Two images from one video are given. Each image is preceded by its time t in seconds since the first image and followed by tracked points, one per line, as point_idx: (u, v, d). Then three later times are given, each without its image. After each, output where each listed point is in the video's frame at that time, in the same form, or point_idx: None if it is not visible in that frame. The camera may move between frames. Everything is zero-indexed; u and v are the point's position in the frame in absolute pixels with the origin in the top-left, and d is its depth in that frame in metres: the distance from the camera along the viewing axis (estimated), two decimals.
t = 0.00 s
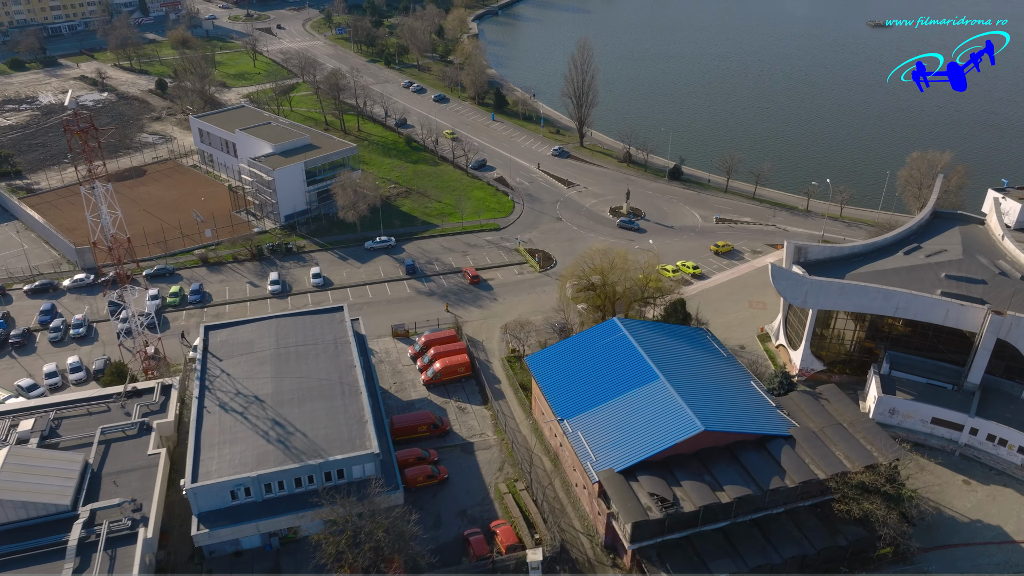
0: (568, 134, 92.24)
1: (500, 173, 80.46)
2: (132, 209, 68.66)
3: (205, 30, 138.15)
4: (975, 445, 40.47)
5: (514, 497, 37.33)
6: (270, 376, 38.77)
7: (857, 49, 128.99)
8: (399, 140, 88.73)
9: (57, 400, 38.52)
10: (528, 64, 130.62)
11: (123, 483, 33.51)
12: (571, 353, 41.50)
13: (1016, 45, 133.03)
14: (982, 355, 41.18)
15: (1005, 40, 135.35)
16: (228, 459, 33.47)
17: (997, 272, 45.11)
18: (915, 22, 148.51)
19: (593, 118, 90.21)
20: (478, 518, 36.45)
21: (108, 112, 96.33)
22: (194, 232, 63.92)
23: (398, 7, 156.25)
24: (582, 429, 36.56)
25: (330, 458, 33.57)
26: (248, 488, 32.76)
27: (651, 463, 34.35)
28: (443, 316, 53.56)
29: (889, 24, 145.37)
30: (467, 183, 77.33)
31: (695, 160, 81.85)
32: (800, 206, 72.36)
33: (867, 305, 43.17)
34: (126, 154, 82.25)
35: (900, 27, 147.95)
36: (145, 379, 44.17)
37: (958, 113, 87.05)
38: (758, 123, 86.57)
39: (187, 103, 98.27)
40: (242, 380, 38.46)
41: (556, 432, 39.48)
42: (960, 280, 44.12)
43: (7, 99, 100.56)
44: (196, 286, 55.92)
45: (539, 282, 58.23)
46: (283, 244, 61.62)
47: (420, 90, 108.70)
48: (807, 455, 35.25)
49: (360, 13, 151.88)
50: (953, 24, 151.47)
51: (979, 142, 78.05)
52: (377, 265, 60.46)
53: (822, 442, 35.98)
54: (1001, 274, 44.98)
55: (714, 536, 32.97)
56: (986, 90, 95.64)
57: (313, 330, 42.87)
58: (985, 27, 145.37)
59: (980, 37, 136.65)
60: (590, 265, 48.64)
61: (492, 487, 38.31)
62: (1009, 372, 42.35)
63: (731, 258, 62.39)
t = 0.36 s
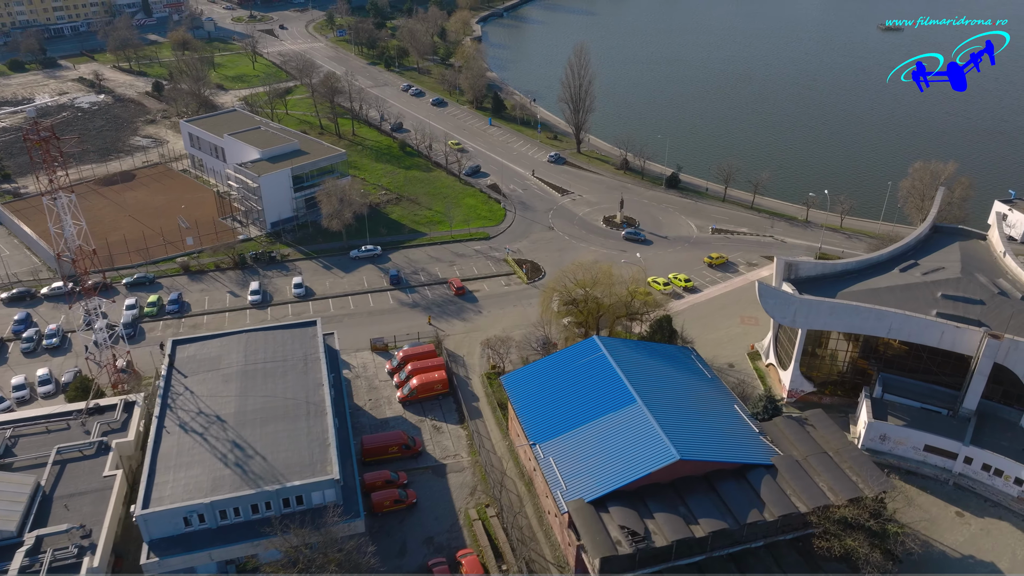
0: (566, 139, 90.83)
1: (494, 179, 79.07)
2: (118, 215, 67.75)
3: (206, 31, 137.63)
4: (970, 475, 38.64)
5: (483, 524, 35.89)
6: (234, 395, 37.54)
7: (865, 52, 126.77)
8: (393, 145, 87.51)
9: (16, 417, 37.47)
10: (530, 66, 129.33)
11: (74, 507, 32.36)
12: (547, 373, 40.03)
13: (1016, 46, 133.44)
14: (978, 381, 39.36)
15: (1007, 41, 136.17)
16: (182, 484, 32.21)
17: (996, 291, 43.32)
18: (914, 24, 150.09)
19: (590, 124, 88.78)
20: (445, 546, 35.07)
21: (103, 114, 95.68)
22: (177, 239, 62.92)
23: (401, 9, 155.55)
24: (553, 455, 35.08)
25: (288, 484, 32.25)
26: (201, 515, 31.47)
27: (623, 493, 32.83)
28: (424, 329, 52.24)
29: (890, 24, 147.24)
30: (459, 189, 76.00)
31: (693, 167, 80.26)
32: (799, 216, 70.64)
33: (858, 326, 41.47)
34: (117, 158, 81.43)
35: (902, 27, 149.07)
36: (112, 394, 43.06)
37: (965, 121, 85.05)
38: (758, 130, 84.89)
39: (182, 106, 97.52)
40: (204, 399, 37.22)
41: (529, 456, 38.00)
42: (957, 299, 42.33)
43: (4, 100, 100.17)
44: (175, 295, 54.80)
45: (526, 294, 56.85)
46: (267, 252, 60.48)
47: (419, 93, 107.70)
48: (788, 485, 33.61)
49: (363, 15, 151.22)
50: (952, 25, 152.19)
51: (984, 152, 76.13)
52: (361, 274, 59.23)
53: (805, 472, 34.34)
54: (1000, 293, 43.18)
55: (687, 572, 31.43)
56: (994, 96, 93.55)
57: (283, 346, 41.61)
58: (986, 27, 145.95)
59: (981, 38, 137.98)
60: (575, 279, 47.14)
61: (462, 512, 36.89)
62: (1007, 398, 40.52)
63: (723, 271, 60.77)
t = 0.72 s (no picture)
0: (562, 144, 89.40)
1: (486, 186, 77.68)
2: (101, 220, 66.74)
3: (207, 32, 137.05)
4: (961, 506, 36.87)
5: (448, 552, 34.45)
6: (194, 414, 36.23)
7: (870, 56, 124.67)
8: (386, 149, 86.26)
9: None
10: (530, 69, 128.01)
11: (19, 532, 31.16)
12: (519, 394, 38.54)
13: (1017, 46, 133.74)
14: (972, 407, 37.57)
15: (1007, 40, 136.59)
16: (131, 509, 30.92)
17: (994, 311, 41.47)
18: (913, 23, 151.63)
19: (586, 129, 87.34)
20: None
21: (96, 116, 94.96)
22: (158, 246, 61.84)
23: (404, 12, 154.78)
24: (521, 482, 33.58)
25: (241, 511, 30.93)
26: (148, 543, 30.15)
27: (591, 524, 31.30)
28: (403, 343, 50.86)
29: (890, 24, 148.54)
30: (450, 196, 74.63)
31: (689, 175, 78.69)
32: (797, 226, 68.95)
33: (847, 346, 39.77)
34: (106, 161, 80.52)
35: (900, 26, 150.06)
36: (76, 409, 41.85)
37: (970, 129, 83.12)
38: (757, 137, 83.25)
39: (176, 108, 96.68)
40: (163, 418, 35.93)
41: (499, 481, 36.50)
42: (952, 320, 40.56)
43: None
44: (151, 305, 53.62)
45: (510, 306, 55.40)
46: (248, 260, 59.30)
47: (416, 97, 106.65)
48: (766, 518, 31.99)
49: (365, 17, 150.47)
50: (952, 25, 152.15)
51: (988, 162, 74.29)
52: (343, 284, 57.97)
53: (784, 504, 32.69)
54: (997, 313, 41.37)
55: None
56: (1001, 104, 91.58)
57: (250, 362, 40.31)
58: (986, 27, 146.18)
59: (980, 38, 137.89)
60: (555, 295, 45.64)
61: (427, 539, 35.46)
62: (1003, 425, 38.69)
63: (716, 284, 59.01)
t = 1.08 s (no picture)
0: (558, 152, 88.00)
1: (478, 194, 76.30)
2: (84, 227, 65.83)
3: (207, 35, 136.62)
4: (952, 541, 35.07)
5: None
6: (150, 435, 34.93)
7: (877, 62, 122.73)
8: (379, 156, 85.05)
9: None
10: (531, 73, 126.77)
11: None
12: (490, 419, 36.99)
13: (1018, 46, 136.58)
14: (965, 437, 35.78)
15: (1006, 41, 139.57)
16: (75, 539, 29.66)
17: (990, 335, 39.67)
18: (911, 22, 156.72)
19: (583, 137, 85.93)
20: None
21: (90, 119, 94.35)
22: (140, 255, 60.84)
23: (407, 16, 154.07)
24: (485, 513, 32.16)
25: (189, 541, 29.63)
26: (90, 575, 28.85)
27: (555, 560, 29.82)
28: (381, 358, 49.46)
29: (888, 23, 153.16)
30: (440, 204, 73.29)
31: (686, 184, 77.12)
32: (794, 238, 67.24)
33: (834, 371, 38.08)
34: (96, 166, 79.74)
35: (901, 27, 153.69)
36: (37, 427, 40.77)
37: (976, 139, 81.17)
38: (755, 146, 81.69)
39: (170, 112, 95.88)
40: (118, 439, 34.64)
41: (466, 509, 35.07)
42: (945, 344, 38.79)
43: None
44: (127, 316, 52.54)
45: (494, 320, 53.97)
46: (229, 270, 58.16)
47: (413, 102, 105.63)
48: (741, 555, 30.35)
49: (367, 21, 149.81)
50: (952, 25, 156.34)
51: (993, 175, 72.43)
52: (324, 295, 56.72)
53: (761, 540, 31.04)
54: (994, 337, 39.56)
55: None
56: (1008, 112, 89.58)
57: (214, 380, 39.00)
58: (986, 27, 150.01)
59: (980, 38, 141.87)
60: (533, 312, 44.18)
61: (389, 569, 34.00)
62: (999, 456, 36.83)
63: (706, 299, 57.39)
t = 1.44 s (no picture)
0: (556, 161, 86.57)
1: (472, 205, 75.00)
2: (71, 235, 65.16)
3: (212, 40, 136.55)
4: None
5: None
6: (106, 459, 33.74)
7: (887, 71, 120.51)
8: (374, 164, 83.95)
9: None
10: (535, 80, 125.51)
11: None
12: (463, 445, 35.56)
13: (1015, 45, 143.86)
14: (959, 475, 33.87)
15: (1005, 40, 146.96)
16: (15, 571, 28.52)
17: (989, 364, 37.69)
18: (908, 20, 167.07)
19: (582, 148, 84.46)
20: None
21: (88, 125, 94.03)
22: (123, 265, 60.00)
23: (413, 22, 153.53)
24: (447, 548, 30.88)
25: None
26: None
27: None
28: (359, 376, 48.14)
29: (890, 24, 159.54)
30: (433, 216, 72.03)
31: (684, 197, 75.45)
32: (794, 254, 65.36)
33: (821, 401, 36.32)
34: (89, 173, 79.20)
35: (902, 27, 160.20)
36: None
37: (985, 152, 79.08)
38: (757, 158, 79.92)
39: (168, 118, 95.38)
40: (73, 463, 33.53)
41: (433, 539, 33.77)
42: (941, 374, 36.88)
43: None
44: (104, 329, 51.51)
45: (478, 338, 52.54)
46: (212, 282, 57.12)
47: (413, 109, 104.70)
48: None
49: (373, 27, 149.38)
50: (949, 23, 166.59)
51: (1002, 191, 70.43)
52: (307, 309, 55.55)
53: None
54: (993, 367, 37.57)
55: None
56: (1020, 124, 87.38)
57: (178, 402, 37.70)
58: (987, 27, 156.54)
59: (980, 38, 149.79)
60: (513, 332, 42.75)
61: None
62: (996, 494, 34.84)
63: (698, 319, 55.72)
